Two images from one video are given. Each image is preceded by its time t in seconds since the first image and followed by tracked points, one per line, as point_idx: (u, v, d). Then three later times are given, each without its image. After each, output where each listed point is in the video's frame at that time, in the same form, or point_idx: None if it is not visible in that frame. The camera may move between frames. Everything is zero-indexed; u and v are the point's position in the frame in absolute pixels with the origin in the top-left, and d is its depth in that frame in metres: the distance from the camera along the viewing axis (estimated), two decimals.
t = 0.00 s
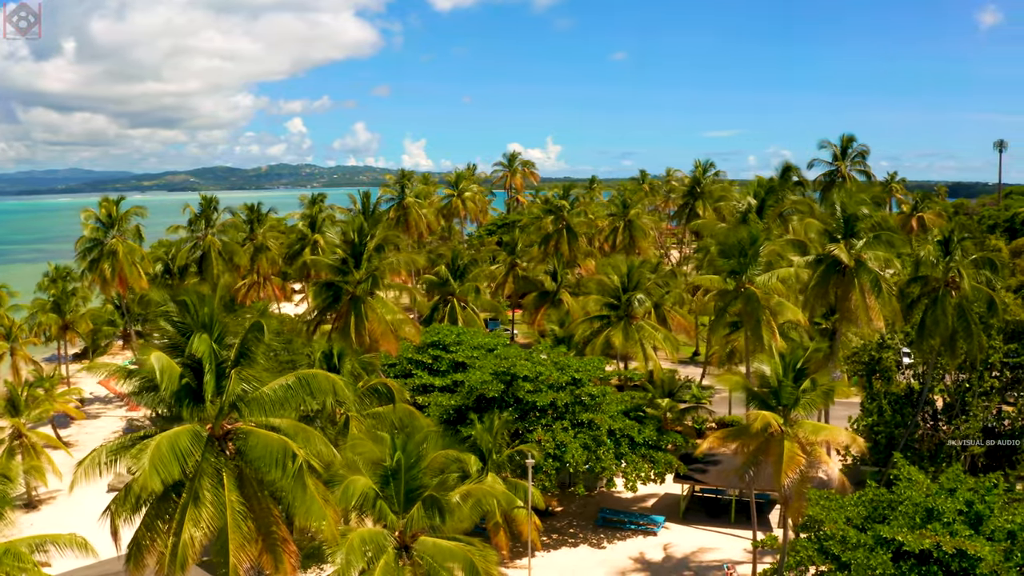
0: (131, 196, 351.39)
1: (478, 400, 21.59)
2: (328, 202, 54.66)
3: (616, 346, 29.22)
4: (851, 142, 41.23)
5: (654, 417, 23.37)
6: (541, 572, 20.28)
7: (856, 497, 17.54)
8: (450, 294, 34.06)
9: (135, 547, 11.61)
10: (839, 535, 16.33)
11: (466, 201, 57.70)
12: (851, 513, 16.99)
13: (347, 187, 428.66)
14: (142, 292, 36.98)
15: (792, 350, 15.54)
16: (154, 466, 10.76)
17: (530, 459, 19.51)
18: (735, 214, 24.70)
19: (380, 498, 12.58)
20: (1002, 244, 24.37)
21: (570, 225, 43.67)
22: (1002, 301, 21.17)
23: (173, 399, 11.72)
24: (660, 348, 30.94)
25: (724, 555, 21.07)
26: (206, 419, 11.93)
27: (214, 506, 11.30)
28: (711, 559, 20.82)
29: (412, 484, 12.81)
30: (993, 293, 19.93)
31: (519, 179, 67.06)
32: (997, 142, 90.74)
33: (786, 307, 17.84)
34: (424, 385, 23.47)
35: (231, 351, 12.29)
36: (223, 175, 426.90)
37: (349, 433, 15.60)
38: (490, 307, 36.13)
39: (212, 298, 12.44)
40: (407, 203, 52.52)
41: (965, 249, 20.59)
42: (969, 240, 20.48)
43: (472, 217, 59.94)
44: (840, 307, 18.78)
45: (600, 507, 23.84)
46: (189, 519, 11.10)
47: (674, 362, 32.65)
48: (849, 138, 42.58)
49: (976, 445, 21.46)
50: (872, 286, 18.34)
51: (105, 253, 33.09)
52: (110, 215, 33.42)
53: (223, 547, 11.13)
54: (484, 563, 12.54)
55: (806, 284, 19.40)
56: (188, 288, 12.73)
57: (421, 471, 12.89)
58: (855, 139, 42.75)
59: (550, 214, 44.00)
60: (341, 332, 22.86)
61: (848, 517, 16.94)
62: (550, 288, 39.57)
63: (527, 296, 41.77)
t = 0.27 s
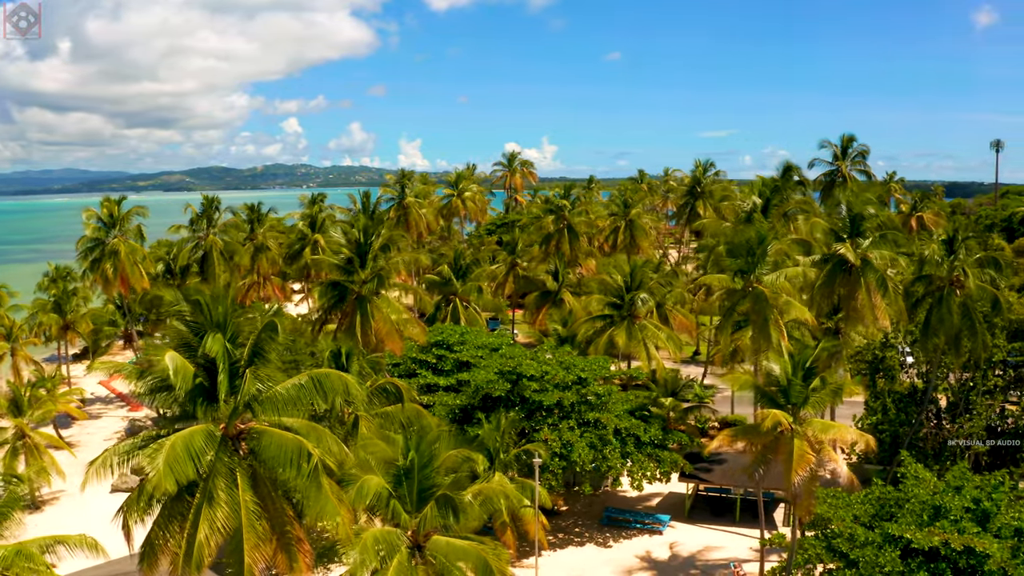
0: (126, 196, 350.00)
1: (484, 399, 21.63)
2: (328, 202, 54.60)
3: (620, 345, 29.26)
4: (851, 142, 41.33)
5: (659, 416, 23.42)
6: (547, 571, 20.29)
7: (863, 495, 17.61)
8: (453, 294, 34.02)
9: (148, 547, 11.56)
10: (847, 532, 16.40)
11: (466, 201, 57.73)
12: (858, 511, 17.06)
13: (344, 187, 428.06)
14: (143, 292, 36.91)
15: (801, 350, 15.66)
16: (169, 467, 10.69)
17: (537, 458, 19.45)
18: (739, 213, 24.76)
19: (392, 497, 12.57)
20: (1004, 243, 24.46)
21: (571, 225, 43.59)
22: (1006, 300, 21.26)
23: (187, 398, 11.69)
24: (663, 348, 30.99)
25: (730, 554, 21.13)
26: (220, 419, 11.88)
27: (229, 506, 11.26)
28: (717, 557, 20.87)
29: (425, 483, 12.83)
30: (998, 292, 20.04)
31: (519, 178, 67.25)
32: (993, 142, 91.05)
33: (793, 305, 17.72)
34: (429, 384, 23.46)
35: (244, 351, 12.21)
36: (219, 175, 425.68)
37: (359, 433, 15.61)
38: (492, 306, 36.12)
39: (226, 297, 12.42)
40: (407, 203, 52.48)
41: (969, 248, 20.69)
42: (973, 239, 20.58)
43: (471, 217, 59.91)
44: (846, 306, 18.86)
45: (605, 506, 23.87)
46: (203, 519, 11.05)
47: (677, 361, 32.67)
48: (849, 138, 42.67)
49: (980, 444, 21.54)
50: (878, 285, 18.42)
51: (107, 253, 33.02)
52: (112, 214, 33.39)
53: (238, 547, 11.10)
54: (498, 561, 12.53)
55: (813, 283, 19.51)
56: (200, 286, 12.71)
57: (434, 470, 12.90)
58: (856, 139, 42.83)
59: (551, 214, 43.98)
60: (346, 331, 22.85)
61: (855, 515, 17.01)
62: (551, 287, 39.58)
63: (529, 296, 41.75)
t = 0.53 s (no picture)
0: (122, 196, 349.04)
1: (490, 398, 21.69)
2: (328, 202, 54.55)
3: (624, 345, 29.31)
4: (851, 142, 41.43)
5: (664, 415, 23.47)
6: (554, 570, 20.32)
7: (871, 493, 17.66)
8: (455, 294, 33.95)
9: (161, 547, 11.52)
10: (855, 531, 16.49)
11: (466, 201, 57.81)
12: (865, 509, 17.14)
13: (341, 187, 427.38)
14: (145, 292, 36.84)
15: (810, 349, 15.72)
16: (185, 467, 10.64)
17: (544, 457, 19.41)
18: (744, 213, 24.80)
19: (406, 496, 12.57)
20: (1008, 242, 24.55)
21: (573, 225, 43.54)
22: (1011, 299, 21.35)
23: (201, 398, 11.65)
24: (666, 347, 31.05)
25: (736, 552, 21.20)
26: (234, 419, 11.84)
27: (244, 506, 11.26)
28: (724, 556, 20.92)
29: (438, 483, 12.85)
30: (1003, 292, 20.15)
31: (519, 177, 67.34)
32: (991, 142, 91.38)
33: (801, 304, 17.67)
34: (435, 384, 23.43)
35: (258, 350, 12.17)
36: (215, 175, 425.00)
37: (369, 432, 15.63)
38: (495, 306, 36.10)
39: (239, 297, 12.40)
40: (407, 203, 52.45)
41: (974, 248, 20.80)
42: (978, 239, 20.70)
43: (471, 217, 59.89)
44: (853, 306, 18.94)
45: (610, 505, 23.91)
46: (219, 519, 11.04)
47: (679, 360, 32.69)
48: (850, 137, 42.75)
49: (984, 442, 21.65)
50: (885, 284, 18.48)
51: (109, 253, 32.96)
52: (114, 214, 33.35)
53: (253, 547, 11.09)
54: (512, 559, 12.57)
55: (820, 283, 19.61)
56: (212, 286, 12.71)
57: (447, 469, 12.92)
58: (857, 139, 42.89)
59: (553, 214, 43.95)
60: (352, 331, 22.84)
61: (863, 513, 17.09)
62: (553, 287, 39.59)
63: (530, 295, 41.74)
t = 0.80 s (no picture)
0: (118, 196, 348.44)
1: (497, 398, 21.74)
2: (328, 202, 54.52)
3: (627, 344, 29.42)
4: (852, 142, 41.54)
5: (669, 415, 23.54)
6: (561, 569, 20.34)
7: (878, 491, 17.73)
8: (457, 293, 33.90)
9: (175, 547, 11.43)
10: (864, 529, 16.57)
11: (466, 202, 57.99)
12: (873, 507, 17.21)
13: (337, 187, 426.70)
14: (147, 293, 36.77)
15: (820, 348, 15.80)
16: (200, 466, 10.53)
17: (553, 457, 19.48)
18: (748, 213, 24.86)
19: (419, 496, 12.57)
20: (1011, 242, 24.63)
21: (574, 224, 43.53)
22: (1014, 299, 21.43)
23: (215, 398, 11.60)
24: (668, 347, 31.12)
25: (742, 551, 21.25)
26: (247, 419, 11.79)
27: (259, 506, 11.16)
28: (730, 555, 20.98)
29: (450, 482, 12.86)
30: (1007, 292, 20.27)
31: (518, 177, 67.47)
32: (987, 142, 91.86)
33: (810, 304, 17.63)
34: (440, 383, 23.43)
35: (272, 350, 12.18)
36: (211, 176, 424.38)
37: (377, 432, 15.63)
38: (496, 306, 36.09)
39: (253, 297, 12.42)
40: (407, 203, 52.45)
41: (978, 248, 20.98)
42: (982, 239, 20.92)
43: (471, 217, 59.88)
44: (860, 305, 19.03)
45: (615, 504, 23.95)
46: (234, 519, 10.93)
47: (682, 360, 32.74)
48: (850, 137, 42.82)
49: (988, 441, 21.73)
50: (891, 284, 18.57)
51: (111, 253, 32.90)
52: (116, 215, 33.31)
53: (269, 547, 11.00)
54: (525, 559, 12.54)
55: (826, 283, 19.76)
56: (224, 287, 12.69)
57: (459, 469, 12.93)
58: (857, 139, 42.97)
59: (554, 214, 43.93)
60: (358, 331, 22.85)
61: (870, 511, 17.17)
62: (555, 287, 39.59)
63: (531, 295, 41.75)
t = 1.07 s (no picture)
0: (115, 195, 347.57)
1: (503, 398, 21.79)
2: (329, 202, 54.48)
3: (631, 344, 29.48)
4: (853, 142, 41.60)
5: (674, 414, 23.59)
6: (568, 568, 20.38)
7: (886, 489, 17.78)
8: (460, 293, 33.89)
9: (190, 549, 11.31)
10: (871, 527, 16.65)
11: (466, 201, 57.99)
12: (880, 506, 17.28)
13: (334, 187, 425.97)
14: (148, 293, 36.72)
15: (829, 346, 15.90)
16: (216, 467, 10.46)
17: (560, 456, 19.41)
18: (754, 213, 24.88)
19: (433, 496, 12.57)
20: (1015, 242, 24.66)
21: (575, 224, 43.51)
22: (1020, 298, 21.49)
23: (230, 399, 11.57)
24: (671, 347, 31.16)
25: (748, 550, 21.32)
26: (262, 419, 11.73)
27: (275, 506, 11.07)
28: (736, 554, 21.04)
29: (464, 482, 12.87)
30: (1012, 291, 20.40)
31: (518, 176, 67.42)
32: (985, 141, 92.17)
33: (817, 303, 17.68)
34: (445, 383, 23.45)
35: (286, 350, 12.18)
36: (208, 175, 423.64)
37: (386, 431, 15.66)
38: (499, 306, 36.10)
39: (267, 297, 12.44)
40: (408, 203, 52.42)
41: (982, 248, 21.15)
42: (987, 239, 21.10)
43: (472, 217, 59.88)
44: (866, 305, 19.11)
45: (621, 504, 23.99)
46: (250, 519, 10.86)
47: (685, 359, 32.75)
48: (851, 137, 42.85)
49: (992, 440, 21.83)
50: (897, 283, 18.63)
51: (113, 253, 32.86)
52: (118, 215, 33.21)
53: (285, 548, 10.93)
54: (540, 559, 12.50)
55: (833, 282, 19.82)
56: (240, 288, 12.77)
57: (473, 469, 12.94)
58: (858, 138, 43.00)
59: (556, 214, 43.91)
60: (364, 331, 22.85)
61: (878, 509, 17.23)
62: (556, 286, 39.55)
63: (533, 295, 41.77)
